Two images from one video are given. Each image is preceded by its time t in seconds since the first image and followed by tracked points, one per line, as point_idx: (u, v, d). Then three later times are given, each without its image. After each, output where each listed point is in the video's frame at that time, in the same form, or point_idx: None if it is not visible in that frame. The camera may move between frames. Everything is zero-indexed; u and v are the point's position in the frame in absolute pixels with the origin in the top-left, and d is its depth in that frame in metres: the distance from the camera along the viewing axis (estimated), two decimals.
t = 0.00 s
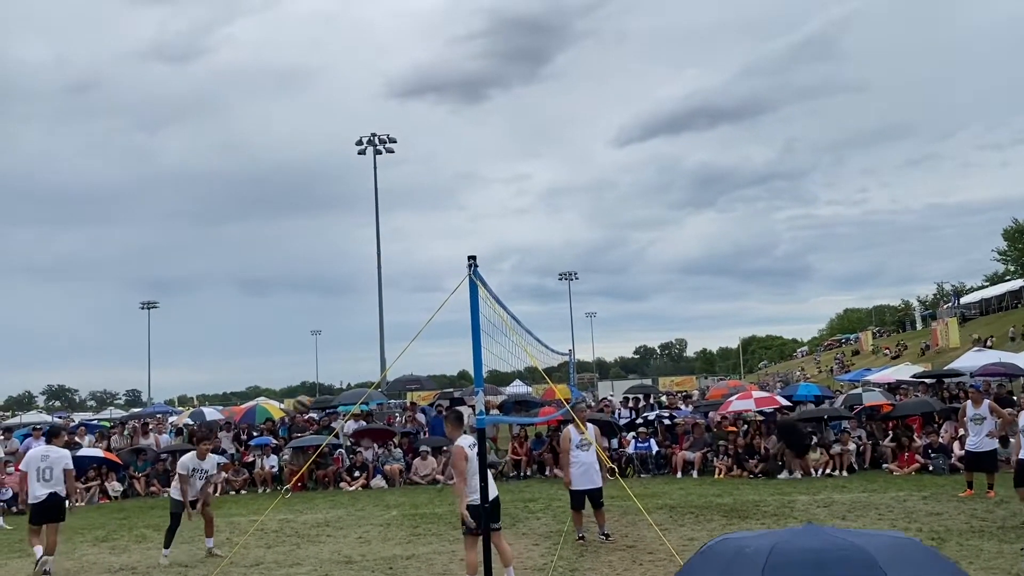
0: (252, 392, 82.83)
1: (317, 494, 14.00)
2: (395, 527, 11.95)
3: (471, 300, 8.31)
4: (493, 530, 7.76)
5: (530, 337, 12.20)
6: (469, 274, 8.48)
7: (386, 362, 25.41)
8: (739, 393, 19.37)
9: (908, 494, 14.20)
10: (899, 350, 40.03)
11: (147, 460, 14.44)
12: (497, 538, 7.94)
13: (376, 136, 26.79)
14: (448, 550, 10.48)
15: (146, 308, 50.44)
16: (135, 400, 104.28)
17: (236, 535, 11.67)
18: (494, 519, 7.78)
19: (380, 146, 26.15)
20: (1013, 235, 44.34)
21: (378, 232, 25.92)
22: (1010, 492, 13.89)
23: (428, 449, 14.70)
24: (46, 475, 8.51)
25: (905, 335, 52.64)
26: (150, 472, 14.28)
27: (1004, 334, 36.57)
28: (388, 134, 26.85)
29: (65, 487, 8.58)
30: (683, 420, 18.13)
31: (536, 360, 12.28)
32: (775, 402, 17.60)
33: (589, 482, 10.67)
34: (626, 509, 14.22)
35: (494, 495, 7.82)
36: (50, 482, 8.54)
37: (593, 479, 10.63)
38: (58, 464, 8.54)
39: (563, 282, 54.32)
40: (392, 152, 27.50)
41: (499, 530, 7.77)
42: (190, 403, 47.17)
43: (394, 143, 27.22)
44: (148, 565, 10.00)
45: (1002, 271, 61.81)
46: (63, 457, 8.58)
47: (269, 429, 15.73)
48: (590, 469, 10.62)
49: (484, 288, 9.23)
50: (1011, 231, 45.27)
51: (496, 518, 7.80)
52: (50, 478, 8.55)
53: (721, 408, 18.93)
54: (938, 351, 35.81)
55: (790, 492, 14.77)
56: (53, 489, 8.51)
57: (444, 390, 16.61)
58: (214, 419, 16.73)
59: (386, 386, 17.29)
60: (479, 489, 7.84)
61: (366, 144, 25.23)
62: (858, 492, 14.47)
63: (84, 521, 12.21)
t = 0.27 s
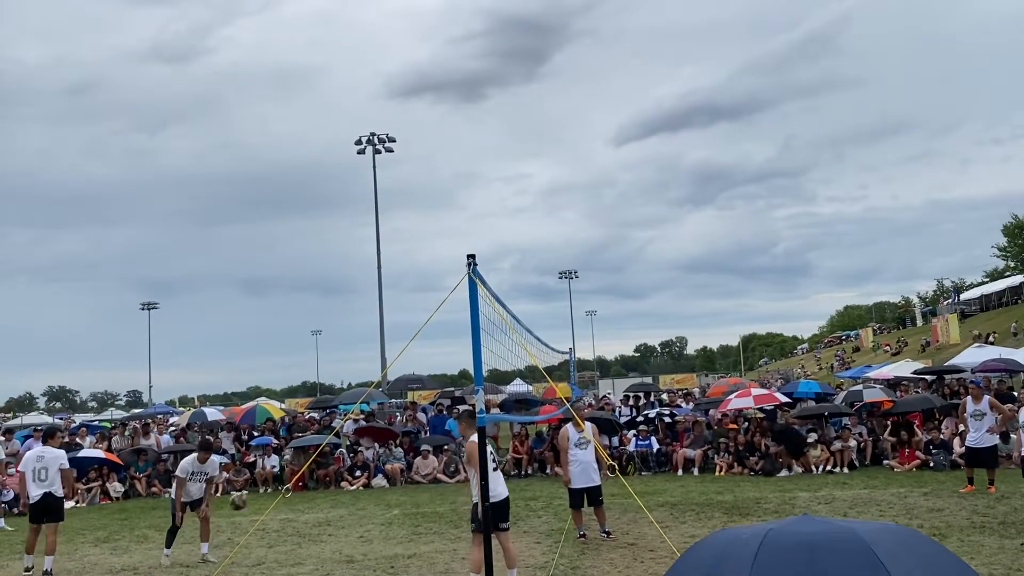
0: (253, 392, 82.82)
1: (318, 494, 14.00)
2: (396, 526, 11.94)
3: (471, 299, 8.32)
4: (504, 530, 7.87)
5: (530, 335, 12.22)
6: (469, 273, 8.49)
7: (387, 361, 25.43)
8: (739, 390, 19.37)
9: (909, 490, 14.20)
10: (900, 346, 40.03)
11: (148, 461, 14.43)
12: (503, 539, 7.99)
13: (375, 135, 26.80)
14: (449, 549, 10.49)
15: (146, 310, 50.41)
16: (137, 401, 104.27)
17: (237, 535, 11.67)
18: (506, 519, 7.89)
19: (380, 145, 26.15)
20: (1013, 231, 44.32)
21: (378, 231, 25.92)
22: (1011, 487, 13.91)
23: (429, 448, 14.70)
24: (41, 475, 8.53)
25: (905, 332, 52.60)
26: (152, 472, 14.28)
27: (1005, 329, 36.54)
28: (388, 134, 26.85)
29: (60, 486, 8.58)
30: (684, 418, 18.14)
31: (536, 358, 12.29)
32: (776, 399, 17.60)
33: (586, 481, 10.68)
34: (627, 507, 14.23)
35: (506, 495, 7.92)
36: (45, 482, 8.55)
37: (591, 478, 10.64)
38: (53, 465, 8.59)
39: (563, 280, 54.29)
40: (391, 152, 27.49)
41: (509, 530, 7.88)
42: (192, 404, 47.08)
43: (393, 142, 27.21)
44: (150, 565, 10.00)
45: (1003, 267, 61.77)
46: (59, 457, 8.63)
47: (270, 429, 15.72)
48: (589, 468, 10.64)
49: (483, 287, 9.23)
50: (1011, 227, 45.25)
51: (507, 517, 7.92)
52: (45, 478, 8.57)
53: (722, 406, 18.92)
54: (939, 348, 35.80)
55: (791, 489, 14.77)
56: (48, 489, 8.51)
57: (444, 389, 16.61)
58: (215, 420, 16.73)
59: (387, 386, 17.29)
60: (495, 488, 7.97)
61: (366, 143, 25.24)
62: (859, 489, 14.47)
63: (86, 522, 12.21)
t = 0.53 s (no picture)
0: (254, 392, 82.90)
1: (319, 493, 14.00)
2: (397, 524, 11.95)
3: (471, 297, 8.33)
4: (508, 528, 7.87)
5: (530, 333, 12.24)
6: (469, 271, 8.49)
7: (387, 360, 25.45)
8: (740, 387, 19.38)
9: (910, 487, 14.21)
10: (900, 343, 40.03)
11: (149, 460, 14.42)
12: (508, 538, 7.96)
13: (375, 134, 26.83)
14: (450, 547, 10.49)
15: (148, 310, 50.56)
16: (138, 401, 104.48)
17: (238, 534, 11.67)
18: (511, 517, 7.90)
19: (379, 144, 26.16)
20: (1013, 227, 44.31)
21: (378, 230, 25.94)
22: (1012, 483, 13.92)
23: (430, 446, 14.71)
24: (36, 476, 8.54)
25: (905, 329, 52.61)
26: (153, 472, 14.28)
27: (1005, 325, 36.56)
28: (387, 133, 26.86)
29: (54, 486, 8.57)
30: (684, 416, 18.14)
31: (536, 356, 12.30)
32: (776, 396, 17.60)
33: (585, 480, 10.71)
34: (628, 504, 14.24)
35: (512, 494, 7.93)
36: (40, 482, 8.56)
37: (590, 477, 10.66)
38: (46, 465, 8.57)
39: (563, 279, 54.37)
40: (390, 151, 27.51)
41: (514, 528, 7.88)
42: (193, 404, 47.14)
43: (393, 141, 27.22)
44: (151, 565, 10.00)
45: (1003, 264, 61.77)
46: (51, 457, 8.59)
47: (271, 428, 15.72)
48: (587, 466, 10.65)
49: (483, 285, 9.24)
50: (1011, 223, 45.24)
51: (512, 516, 7.92)
52: (41, 478, 8.58)
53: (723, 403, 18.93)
54: (939, 344, 35.80)
55: (792, 486, 14.78)
56: (42, 489, 8.51)
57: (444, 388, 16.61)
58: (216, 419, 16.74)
59: (388, 385, 17.31)
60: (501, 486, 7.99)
61: (365, 142, 25.26)
62: (860, 486, 14.47)
63: (87, 522, 12.22)
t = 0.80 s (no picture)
0: (255, 392, 82.90)
1: (321, 492, 14.01)
2: (399, 523, 11.97)
3: (472, 295, 8.32)
4: (507, 526, 7.83)
5: (531, 332, 12.24)
6: (470, 270, 8.47)
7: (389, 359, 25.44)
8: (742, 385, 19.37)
9: (912, 484, 14.20)
10: (902, 341, 39.99)
11: (151, 460, 14.43)
12: (508, 537, 7.94)
13: (375, 133, 26.80)
14: (453, 545, 10.49)
15: (148, 309, 50.53)
16: (139, 400, 104.60)
17: (240, 533, 11.68)
18: (509, 516, 7.86)
19: (380, 143, 26.15)
20: (1015, 224, 44.18)
21: (378, 229, 25.88)
22: (1014, 480, 13.90)
23: (432, 444, 14.72)
24: (37, 474, 8.55)
25: (907, 326, 52.56)
26: (155, 471, 14.29)
27: (1006, 323, 36.55)
28: (388, 131, 26.87)
29: (55, 484, 8.57)
30: (686, 414, 18.13)
31: (538, 355, 12.30)
32: (778, 394, 17.59)
33: (585, 478, 10.70)
34: (630, 502, 14.24)
35: (511, 493, 7.90)
36: (41, 480, 8.57)
37: (590, 475, 10.66)
38: (47, 463, 8.58)
39: (563, 277, 54.38)
40: (391, 150, 27.48)
41: (513, 527, 7.83)
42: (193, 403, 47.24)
43: (393, 140, 27.18)
44: (154, 564, 10.02)
45: (1005, 261, 61.72)
46: (53, 456, 8.61)
47: (272, 427, 15.72)
48: (587, 465, 10.65)
49: (484, 283, 9.23)
50: (1013, 220, 45.19)
51: (511, 515, 7.89)
52: (41, 477, 8.59)
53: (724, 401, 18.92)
54: (940, 342, 35.77)
55: (794, 484, 14.77)
56: (43, 488, 8.51)
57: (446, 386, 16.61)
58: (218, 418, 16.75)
59: (389, 383, 17.29)
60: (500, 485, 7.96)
61: (366, 141, 25.27)
62: (862, 484, 14.48)
63: (89, 521, 12.23)
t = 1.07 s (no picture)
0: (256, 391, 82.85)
1: (323, 491, 14.01)
2: (402, 522, 11.98)
3: (475, 295, 8.32)
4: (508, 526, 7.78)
5: (534, 331, 12.23)
6: (473, 269, 8.47)
7: (391, 357, 25.44)
8: (744, 385, 19.36)
9: (915, 484, 14.18)
10: (904, 341, 39.95)
11: (154, 459, 14.41)
12: (511, 537, 7.91)
13: (377, 132, 26.74)
14: (455, 545, 10.50)
15: (150, 308, 50.49)
16: (141, 400, 104.62)
17: (243, 533, 11.68)
18: (509, 516, 7.81)
19: (382, 142, 26.13)
20: (1017, 224, 44.06)
21: (380, 228, 25.86)
22: (1017, 480, 13.87)
23: (434, 444, 14.71)
24: (45, 473, 8.52)
25: (909, 326, 52.49)
26: (158, 470, 14.29)
27: (1008, 322, 36.50)
28: (391, 131, 26.86)
29: (63, 485, 8.56)
30: (689, 413, 18.12)
31: (540, 354, 12.30)
32: (780, 394, 17.58)
33: (588, 478, 10.71)
34: (633, 501, 14.24)
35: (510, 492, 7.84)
36: (49, 479, 8.57)
37: (592, 475, 10.66)
38: (56, 463, 8.54)
39: (565, 276, 54.27)
40: (392, 149, 27.42)
41: (513, 526, 7.79)
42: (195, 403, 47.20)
43: (395, 139, 27.12)
44: (157, 563, 10.03)
45: (1007, 260, 61.67)
46: (62, 456, 8.57)
47: (275, 426, 15.72)
48: (589, 465, 10.65)
49: (487, 282, 9.22)
50: (1015, 220, 45.11)
51: (510, 514, 7.83)
52: (49, 475, 8.58)
53: (726, 400, 18.91)
54: (943, 342, 35.73)
55: (797, 484, 14.77)
56: (50, 486, 8.51)
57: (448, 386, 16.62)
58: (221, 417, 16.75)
59: (392, 382, 17.29)
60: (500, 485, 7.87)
61: (368, 141, 25.25)
62: (864, 483, 14.48)
63: (92, 520, 12.23)
